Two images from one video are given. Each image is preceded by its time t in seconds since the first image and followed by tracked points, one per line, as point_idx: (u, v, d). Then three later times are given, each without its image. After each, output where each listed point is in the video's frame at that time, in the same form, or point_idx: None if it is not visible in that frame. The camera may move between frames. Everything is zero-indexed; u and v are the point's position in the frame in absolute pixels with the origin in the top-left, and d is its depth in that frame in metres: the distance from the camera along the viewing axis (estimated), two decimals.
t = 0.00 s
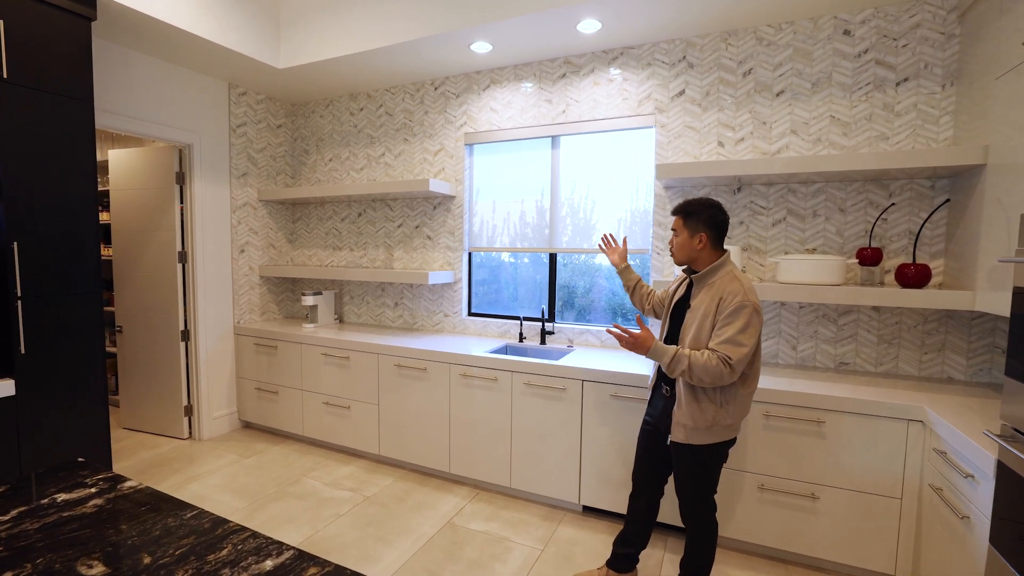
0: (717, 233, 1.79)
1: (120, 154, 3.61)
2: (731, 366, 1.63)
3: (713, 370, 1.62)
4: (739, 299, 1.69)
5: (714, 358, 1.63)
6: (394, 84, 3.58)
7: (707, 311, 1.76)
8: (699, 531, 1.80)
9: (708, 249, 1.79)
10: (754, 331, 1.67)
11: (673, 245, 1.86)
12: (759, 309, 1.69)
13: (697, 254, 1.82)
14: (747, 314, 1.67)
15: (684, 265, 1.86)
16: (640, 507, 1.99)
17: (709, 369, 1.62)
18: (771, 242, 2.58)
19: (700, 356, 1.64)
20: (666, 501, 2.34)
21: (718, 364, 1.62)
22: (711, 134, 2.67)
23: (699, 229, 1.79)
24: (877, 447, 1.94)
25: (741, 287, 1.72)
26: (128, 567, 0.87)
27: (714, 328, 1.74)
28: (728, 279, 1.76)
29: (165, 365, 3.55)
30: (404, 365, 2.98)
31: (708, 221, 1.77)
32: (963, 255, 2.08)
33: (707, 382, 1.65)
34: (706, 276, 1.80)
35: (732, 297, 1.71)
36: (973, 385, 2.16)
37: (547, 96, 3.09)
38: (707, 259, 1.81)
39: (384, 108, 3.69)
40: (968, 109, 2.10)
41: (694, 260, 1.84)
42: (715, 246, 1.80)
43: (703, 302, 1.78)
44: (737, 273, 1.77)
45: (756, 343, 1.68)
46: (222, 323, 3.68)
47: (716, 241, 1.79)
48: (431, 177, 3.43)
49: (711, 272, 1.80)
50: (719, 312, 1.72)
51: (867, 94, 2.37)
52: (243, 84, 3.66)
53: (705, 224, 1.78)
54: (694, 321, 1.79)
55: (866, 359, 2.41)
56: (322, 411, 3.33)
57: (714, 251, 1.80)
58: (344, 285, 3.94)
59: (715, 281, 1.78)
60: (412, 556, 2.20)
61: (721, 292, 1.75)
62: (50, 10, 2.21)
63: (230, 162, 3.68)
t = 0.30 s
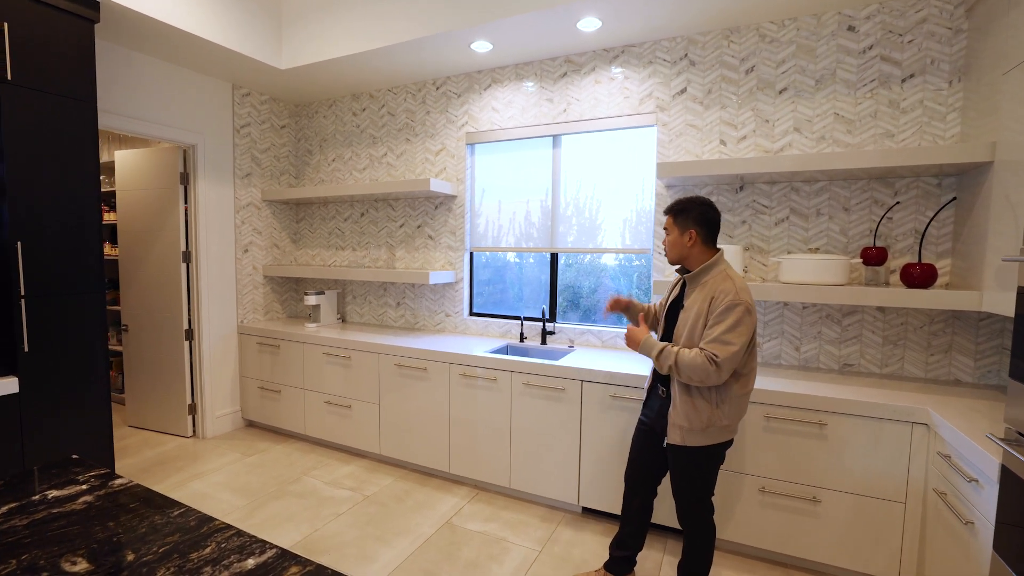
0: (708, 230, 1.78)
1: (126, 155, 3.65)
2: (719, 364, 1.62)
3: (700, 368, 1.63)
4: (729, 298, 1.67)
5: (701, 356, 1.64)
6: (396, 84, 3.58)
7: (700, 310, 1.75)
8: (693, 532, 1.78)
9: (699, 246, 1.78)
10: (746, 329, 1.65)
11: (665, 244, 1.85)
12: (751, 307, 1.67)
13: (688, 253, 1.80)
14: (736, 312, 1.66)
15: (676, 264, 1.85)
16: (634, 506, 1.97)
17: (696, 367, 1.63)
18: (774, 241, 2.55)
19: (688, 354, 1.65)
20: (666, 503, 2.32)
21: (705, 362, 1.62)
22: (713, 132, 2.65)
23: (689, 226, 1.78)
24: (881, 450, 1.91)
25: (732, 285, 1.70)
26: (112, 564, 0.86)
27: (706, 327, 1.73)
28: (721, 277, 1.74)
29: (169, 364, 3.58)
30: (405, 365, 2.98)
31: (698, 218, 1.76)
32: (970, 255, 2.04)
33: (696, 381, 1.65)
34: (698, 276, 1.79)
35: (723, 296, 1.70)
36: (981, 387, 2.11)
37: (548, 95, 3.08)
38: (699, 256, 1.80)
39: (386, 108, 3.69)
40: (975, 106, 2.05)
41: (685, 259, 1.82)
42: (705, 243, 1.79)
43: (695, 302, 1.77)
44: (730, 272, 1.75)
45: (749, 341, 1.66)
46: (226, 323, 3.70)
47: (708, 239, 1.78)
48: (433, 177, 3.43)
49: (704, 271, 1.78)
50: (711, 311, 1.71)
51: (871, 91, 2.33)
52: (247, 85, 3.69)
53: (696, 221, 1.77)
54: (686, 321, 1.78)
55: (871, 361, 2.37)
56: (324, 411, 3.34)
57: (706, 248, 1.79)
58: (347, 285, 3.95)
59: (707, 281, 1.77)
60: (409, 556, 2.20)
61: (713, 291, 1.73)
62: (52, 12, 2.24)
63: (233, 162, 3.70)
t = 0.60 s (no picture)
0: (689, 228, 1.78)
1: (130, 155, 3.68)
2: (717, 363, 1.63)
3: (699, 369, 1.64)
4: (721, 295, 1.68)
5: (698, 357, 1.65)
6: (398, 84, 3.59)
7: (693, 310, 1.76)
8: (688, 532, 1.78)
9: (682, 246, 1.79)
10: (740, 326, 1.67)
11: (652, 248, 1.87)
12: (742, 304, 1.69)
13: (675, 254, 1.81)
14: (730, 310, 1.67)
15: (664, 267, 1.86)
16: (629, 506, 1.97)
17: (694, 368, 1.64)
18: (776, 241, 2.54)
19: (686, 356, 1.67)
20: (666, 503, 2.31)
21: (703, 362, 1.63)
22: (714, 132, 2.64)
23: (671, 228, 1.79)
24: (883, 451, 1.89)
25: (722, 282, 1.71)
26: (109, 561, 0.87)
27: (701, 327, 1.73)
28: (710, 276, 1.75)
29: (172, 364, 3.60)
30: (406, 365, 2.98)
31: (677, 219, 1.77)
32: (972, 255, 2.02)
33: (697, 383, 1.66)
34: (687, 275, 1.80)
35: (715, 294, 1.71)
36: (983, 389, 2.10)
37: (549, 95, 3.08)
38: (685, 256, 1.80)
39: (388, 108, 3.70)
40: (979, 105, 2.04)
41: (672, 261, 1.83)
42: (689, 242, 1.79)
43: (687, 302, 1.78)
44: (720, 269, 1.77)
45: (744, 338, 1.67)
46: (228, 322, 3.72)
47: (690, 237, 1.79)
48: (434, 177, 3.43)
49: (693, 271, 1.79)
50: (704, 310, 1.72)
51: (873, 90, 2.32)
52: (249, 86, 3.71)
53: (676, 222, 1.78)
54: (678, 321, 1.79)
55: (873, 362, 2.36)
56: (325, 410, 3.35)
57: (690, 247, 1.79)
58: (348, 285, 3.95)
59: (697, 280, 1.77)
60: (409, 556, 2.20)
61: (704, 290, 1.75)
62: (57, 15, 2.26)
63: (236, 163, 3.72)
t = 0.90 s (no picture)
0: (671, 229, 1.80)
1: (132, 155, 3.68)
2: (703, 359, 1.63)
3: (684, 366, 1.65)
4: (705, 292, 1.69)
5: (683, 355, 1.66)
6: (400, 84, 3.59)
7: (678, 309, 1.77)
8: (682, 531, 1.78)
9: (664, 246, 1.81)
10: (725, 322, 1.67)
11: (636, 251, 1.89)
12: (727, 299, 1.70)
13: (659, 254, 1.83)
14: (713, 306, 1.68)
15: (650, 269, 1.88)
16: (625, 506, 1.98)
17: (681, 367, 1.66)
18: (778, 241, 2.54)
19: (671, 355, 1.68)
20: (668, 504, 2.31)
21: (689, 360, 1.64)
22: (717, 133, 2.64)
23: (651, 229, 1.82)
24: (886, 452, 1.89)
25: (705, 279, 1.72)
26: (114, 560, 0.87)
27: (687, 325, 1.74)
28: (694, 274, 1.76)
29: (174, 363, 3.61)
30: (408, 365, 2.98)
31: (656, 220, 1.80)
32: (976, 255, 2.02)
33: (685, 381, 1.67)
34: (671, 275, 1.81)
35: (698, 291, 1.73)
36: (987, 390, 2.09)
37: (551, 95, 3.08)
38: (668, 256, 1.82)
39: (390, 108, 3.70)
40: (982, 105, 2.04)
41: (657, 261, 1.84)
42: (671, 243, 1.81)
43: (672, 301, 1.79)
44: (703, 267, 1.78)
45: (730, 334, 1.68)
46: (230, 322, 3.72)
47: (672, 237, 1.81)
48: (436, 177, 3.43)
49: (677, 269, 1.81)
50: (689, 308, 1.73)
51: (876, 90, 2.32)
52: (252, 86, 3.71)
53: (656, 223, 1.80)
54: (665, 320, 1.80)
55: (875, 362, 2.36)
56: (327, 410, 3.35)
57: (672, 246, 1.81)
58: (350, 285, 3.96)
59: (681, 279, 1.79)
60: (411, 556, 2.20)
61: (688, 287, 1.76)
62: (61, 15, 2.27)
63: (238, 163, 3.72)
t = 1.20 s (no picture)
0: (655, 228, 1.80)
1: (133, 154, 3.67)
2: (681, 354, 1.64)
3: (663, 361, 1.66)
4: (683, 289, 1.70)
5: (662, 349, 1.67)
6: (401, 84, 3.59)
7: (658, 305, 1.78)
8: (667, 527, 1.79)
9: (648, 245, 1.81)
10: (703, 317, 1.68)
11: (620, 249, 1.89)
12: (705, 295, 1.71)
13: (642, 253, 1.83)
14: (691, 301, 1.69)
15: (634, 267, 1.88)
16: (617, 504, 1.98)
17: (661, 362, 1.67)
18: (782, 241, 2.53)
19: (651, 350, 1.69)
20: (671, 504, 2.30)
21: (666, 354, 1.66)
22: (720, 132, 2.63)
23: (635, 228, 1.81)
24: (891, 452, 1.88)
25: (684, 275, 1.73)
26: (118, 560, 0.86)
27: (666, 321, 1.75)
28: (674, 271, 1.77)
29: (175, 363, 3.60)
30: (410, 365, 2.97)
31: (640, 219, 1.79)
32: (981, 255, 2.01)
33: (664, 376, 1.68)
34: (653, 272, 1.82)
35: (677, 286, 1.74)
36: (992, 390, 2.09)
37: (554, 94, 3.07)
38: (653, 255, 1.82)
39: (391, 107, 3.70)
40: (988, 104, 2.03)
41: (640, 260, 1.85)
42: (654, 241, 1.81)
43: (652, 297, 1.80)
44: (683, 264, 1.79)
45: (708, 328, 1.69)
46: (231, 321, 3.71)
47: (656, 236, 1.81)
48: (438, 176, 3.42)
49: (658, 267, 1.81)
50: (668, 304, 1.74)
51: (881, 89, 2.31)
52: (253, 85, 3.70)
53: (641, 222, 1.80)
54: (645, 316, 1.81)
55: (879, 362, 2.35)
56: (328, 410, 3.34)
57: (656, 246, 1.81)
58: (351, 284, 3.95)
59: (662, 276, 1.80)
60: (413, 556, 2.19)
61: (667, 283, 1.77)
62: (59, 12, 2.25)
63: (240, 162, 3.72)
